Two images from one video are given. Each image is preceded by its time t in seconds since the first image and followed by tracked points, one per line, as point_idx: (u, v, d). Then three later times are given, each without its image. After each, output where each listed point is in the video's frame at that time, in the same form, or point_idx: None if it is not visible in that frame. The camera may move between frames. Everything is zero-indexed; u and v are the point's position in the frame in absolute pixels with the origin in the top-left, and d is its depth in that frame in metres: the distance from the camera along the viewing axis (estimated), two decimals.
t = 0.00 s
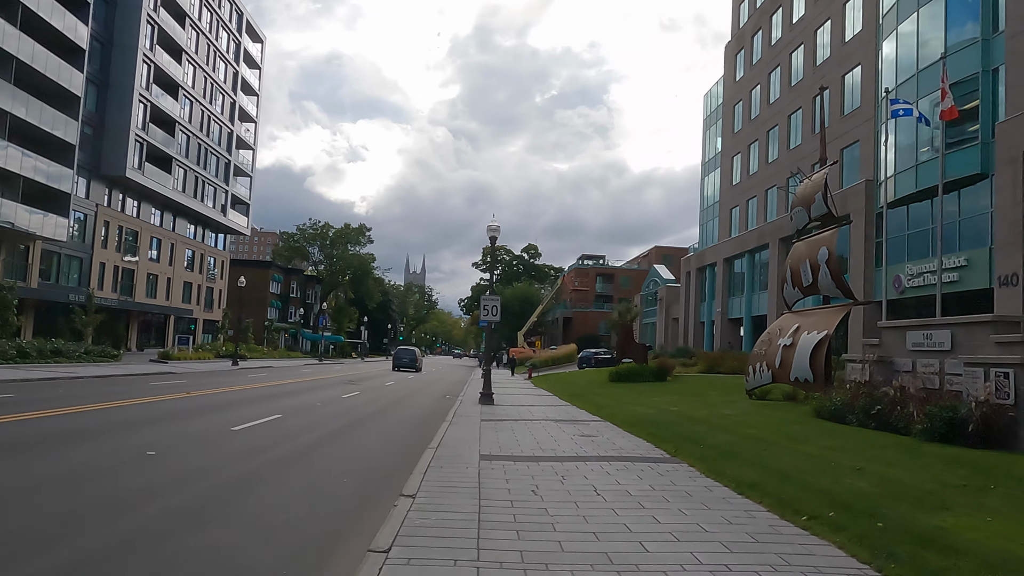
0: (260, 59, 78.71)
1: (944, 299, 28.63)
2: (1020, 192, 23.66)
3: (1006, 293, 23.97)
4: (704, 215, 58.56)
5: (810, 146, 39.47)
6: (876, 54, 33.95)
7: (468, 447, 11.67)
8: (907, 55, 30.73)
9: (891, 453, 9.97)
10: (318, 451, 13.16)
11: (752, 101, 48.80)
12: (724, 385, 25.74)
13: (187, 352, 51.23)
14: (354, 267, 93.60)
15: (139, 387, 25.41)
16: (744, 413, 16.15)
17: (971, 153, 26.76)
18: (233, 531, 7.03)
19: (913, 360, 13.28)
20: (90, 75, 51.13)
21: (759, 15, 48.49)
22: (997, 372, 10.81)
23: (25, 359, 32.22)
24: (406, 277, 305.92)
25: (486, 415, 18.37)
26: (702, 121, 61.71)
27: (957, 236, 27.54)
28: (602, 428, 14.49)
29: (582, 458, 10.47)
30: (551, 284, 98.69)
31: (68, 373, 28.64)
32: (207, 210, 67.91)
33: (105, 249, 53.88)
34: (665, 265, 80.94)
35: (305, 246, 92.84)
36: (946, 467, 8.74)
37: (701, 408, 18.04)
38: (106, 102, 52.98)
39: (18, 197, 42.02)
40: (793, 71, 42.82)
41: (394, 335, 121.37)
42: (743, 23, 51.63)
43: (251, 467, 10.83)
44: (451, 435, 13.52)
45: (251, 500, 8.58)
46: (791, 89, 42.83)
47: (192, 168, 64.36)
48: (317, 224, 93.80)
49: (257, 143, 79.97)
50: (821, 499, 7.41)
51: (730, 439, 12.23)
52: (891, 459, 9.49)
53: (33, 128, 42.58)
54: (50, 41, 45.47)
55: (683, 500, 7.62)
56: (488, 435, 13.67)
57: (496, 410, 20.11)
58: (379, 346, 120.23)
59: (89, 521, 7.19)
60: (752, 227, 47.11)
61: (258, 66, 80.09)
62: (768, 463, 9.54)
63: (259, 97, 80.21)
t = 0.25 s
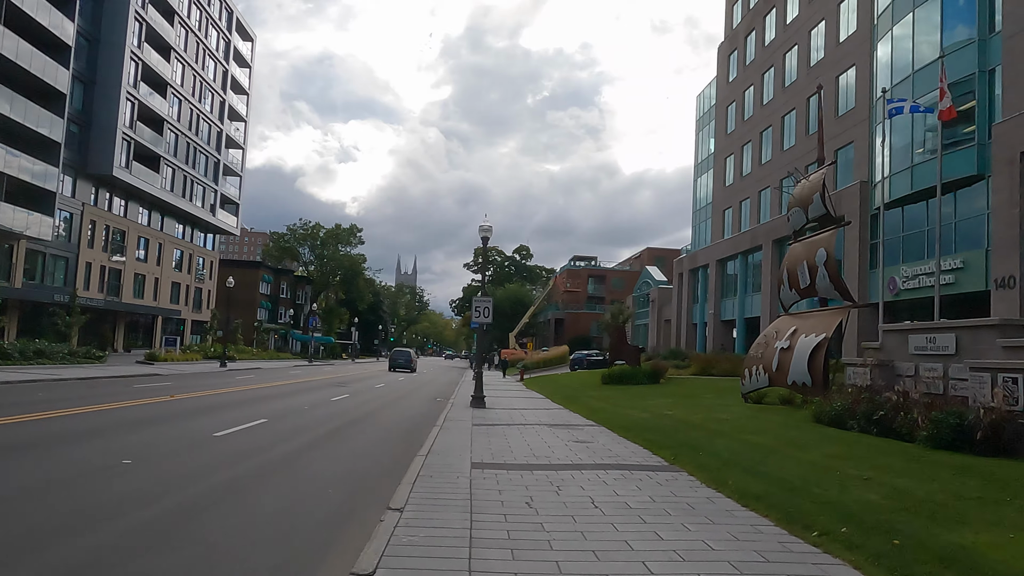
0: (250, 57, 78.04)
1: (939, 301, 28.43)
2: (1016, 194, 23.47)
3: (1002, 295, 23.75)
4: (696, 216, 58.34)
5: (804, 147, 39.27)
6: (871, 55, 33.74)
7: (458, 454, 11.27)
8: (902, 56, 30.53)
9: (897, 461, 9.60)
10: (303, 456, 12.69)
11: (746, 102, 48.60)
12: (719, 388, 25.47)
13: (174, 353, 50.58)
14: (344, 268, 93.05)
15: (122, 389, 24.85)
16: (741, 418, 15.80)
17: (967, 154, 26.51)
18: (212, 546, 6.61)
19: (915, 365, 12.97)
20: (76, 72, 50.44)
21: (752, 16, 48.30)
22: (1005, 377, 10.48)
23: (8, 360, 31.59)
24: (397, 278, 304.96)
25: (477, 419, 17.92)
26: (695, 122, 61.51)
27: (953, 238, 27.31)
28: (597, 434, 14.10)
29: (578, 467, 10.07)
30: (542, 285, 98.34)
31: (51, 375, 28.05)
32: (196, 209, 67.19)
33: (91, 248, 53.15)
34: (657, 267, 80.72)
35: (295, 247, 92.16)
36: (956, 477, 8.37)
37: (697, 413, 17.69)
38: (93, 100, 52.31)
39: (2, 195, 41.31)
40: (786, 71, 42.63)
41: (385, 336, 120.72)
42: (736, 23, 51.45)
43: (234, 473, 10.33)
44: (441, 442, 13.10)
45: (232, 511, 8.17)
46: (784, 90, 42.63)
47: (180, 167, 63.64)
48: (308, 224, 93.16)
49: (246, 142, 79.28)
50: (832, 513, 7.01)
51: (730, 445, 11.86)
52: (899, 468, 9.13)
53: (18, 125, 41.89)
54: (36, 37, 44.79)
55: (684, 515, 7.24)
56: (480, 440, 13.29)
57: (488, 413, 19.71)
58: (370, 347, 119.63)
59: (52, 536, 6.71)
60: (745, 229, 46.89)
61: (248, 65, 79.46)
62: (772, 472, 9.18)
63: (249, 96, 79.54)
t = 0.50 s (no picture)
0: (237, 55, 77.29)
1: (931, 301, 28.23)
2: (1010, 192, 23.27)
3: (995, 294, 23.53)
4: (686, 217, 58.13)
5: (795, 146, 39.06)
6: (862, 53, 33.56)
7: (446, 456, 10.85)
8: (894, 54, 30.35)
9: (900, 463, 9.25)
10: (285, 456, 12.20)
11: (736, 102, 48.42)
12: (710, 388, 25.17)
13: (158, 354, 49.82)
14: (333, 268, 92.42)
15: (102, 390, 24.24)
16: (735, 418, 15.45)
17: (960, 152, 26.28)
18: (181, 551, 6.15)
19: (914, 363, 12.66)
20: (58, 68, 49.63)
21: (743, 15, 48.12)
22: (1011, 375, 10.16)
23: None
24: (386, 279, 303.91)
25: (466, 420, 17.49)
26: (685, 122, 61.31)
27: (945, 237, 27.10)
28: (589, 434, 13.71)
29: (570, 469, 9.66)
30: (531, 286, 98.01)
31: (29, 375, 27.36)
32: (182, 208, 66.38)
33: (74, 247, 52.33)
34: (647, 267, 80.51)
35: (282, 247, 91.38)
36: (965, 479, 8.01)
37: (691, 413, 17.33)
38: (76, 96, 51.50)
39: None
40: (777, 71, 42.46)
41: (374, 337, 120.01)
42: (726, 23, 51.29)
43: (210, 475, 9.84)
44: (428, 443, 12.66)
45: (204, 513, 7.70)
46: (775, 89, 42.43)
47: (165, 165, 62.83)
48: (295, 224, 92.42)
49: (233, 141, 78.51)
50: (841, 517, 6.62)
51: (726, 446, 11.49)
52: (905, 469, 8.76)
53: None
54: (17, 32, 44.00)
55: (684, 519, 6.83)
56: (468, 441, 12.87)
57: (476, 414, 19.26)
58: (358, 348, 118.86)
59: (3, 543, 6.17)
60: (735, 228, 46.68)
61: (235, 63, 78.73)
62: (773, 474, 8.81)
63: (236, 95, 78.77)
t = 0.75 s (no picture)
0: (225, 54, 76.55)
1: (925, 303, 28.05)
2: (1005, 193, 23.12)
3: (990, 296, 23.32)
4: (678, 218, 57.89)
5: (787, 147, 38.88)
6: (855, 54, 33.39)
7: (435, 465, 10.42)
8: (888, 54, 30.15)
9: (907, 472, 8.91)
10: (269, 463, 11.76)
11: (728, 103, 48.21)
12: (704, 392, 24.84)
13: (143, 356, 49.05)
14: (322, 270, 91.72)
15: (82, 394, 23.62)
16: (731, 423, 15.09)
17: (954, 153, 26.06)
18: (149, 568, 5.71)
19: (916, 367, 12.37)
20: (42, 66, 48.88)
21: (734, 16, 47.93)
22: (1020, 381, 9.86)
23: None
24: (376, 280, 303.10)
25: (455, 425, 17.07)
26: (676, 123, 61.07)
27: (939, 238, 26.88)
28: (583, 441, 13.32)
29: (564, 479, 9.26)
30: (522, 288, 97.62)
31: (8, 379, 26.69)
32: (169, 209, 65.63)
33: (57, 248, 51.52)
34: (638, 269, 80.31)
35: (271, 248, 90.63)
36: (978, 490, 7.66)
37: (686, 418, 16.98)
38: (60, 95, 50.74)
39: None
40: (769, 72, 42.28)
41: (363, 339, 119.27)
42: (718, 23, 51.09)
43: (190, 483, 9.42)
44: (416, 450, 12.22)
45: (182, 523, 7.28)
46: (767, 90, 42.23)
47: (152, 165, 62.05)
48: (284, 225, 91.68)
49: (221, 141, 77.75)
50: (853, 534, 6.24)
51: (725, 453, 11.12)
52: (912, 480, 8.41)
53: None
54: None
55: (687, 536, 6.45)
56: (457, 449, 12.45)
57: (467, 418, 18.86)
58: (347, 350, 118.04)
59: None
60: (727, 230, 46.46)
61: (223, 62, 78.00)
62: (776, 484, 8.46)
63: (224, 94, 78.02)
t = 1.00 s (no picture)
0: (212, 52, 75.81)
1: (918, 303, 27.86)
2: (1000, 192, 22.93)
3: (985, 296, 23.10)
4: (669, 218, 57.65)
5: (779, 146, 38.68)
6: (848, 53, 33.20)
7: (424, 468, 10.00)
8: (881, 52, 29.93)
9: (916, 475, 8.58)
10: (252, 466, 11.30)
11: (719, 102, 48.02)
12: (697, 392, 24.51)
13: (128, 357, 48.31)
14: (310, 270, 91.00)
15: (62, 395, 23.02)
16: (728, 425, 14.72)
17: (948, 152, 25.83)
18: None
19: (919, 366, 12.03)
20: (25, 62, 48.12)
21: (726, 15, 47.73)
22: None
23: None
24: (365, 281, 301.99)
25: (445, 426, 16.63)
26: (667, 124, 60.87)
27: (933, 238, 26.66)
28: (577, 442, 12.93)
29: (559, 483, 8.86)
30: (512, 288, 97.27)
31: None
32: (155, 208, 64.89)
33: (41, 247, 50.74)
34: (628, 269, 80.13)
35: (259, 248, 89.88)
36: (992, 494, 7.32)
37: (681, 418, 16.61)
38: (43, 92, 49.98)
39: None
40: (761, 72, 42.10)
41: (352, 340, 118.57)
42: (709, 23, 50.91)
43: (168, 488, 8.97)
44: (405, 453, 11.78)
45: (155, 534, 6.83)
46: (759, 90, 42.03)
47: (137, 164, 61.29)
48: (273, 225, 90.95)
49: (208, 139, 77.01)
50: (867, 542, 5.87)
51: (725, 455, 10.76)
52: (922, 483, 8.06)
53: None
54: None
55: (691, 544, 6.07)
56: (447, 451, 12.02)
57: (457, 420, 18.43)
58: (336, 351, 117.31)
59: None
60: (719, 230, 46.23)
61: (211, 60, 77.27)
62: (780, 488, 8.11)
63: (211, 93, 77.29)
